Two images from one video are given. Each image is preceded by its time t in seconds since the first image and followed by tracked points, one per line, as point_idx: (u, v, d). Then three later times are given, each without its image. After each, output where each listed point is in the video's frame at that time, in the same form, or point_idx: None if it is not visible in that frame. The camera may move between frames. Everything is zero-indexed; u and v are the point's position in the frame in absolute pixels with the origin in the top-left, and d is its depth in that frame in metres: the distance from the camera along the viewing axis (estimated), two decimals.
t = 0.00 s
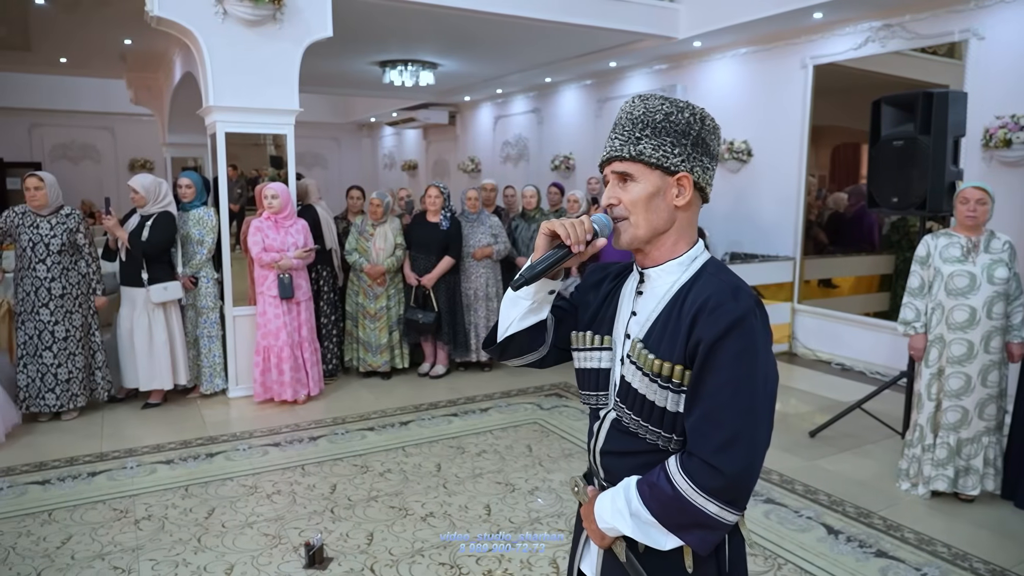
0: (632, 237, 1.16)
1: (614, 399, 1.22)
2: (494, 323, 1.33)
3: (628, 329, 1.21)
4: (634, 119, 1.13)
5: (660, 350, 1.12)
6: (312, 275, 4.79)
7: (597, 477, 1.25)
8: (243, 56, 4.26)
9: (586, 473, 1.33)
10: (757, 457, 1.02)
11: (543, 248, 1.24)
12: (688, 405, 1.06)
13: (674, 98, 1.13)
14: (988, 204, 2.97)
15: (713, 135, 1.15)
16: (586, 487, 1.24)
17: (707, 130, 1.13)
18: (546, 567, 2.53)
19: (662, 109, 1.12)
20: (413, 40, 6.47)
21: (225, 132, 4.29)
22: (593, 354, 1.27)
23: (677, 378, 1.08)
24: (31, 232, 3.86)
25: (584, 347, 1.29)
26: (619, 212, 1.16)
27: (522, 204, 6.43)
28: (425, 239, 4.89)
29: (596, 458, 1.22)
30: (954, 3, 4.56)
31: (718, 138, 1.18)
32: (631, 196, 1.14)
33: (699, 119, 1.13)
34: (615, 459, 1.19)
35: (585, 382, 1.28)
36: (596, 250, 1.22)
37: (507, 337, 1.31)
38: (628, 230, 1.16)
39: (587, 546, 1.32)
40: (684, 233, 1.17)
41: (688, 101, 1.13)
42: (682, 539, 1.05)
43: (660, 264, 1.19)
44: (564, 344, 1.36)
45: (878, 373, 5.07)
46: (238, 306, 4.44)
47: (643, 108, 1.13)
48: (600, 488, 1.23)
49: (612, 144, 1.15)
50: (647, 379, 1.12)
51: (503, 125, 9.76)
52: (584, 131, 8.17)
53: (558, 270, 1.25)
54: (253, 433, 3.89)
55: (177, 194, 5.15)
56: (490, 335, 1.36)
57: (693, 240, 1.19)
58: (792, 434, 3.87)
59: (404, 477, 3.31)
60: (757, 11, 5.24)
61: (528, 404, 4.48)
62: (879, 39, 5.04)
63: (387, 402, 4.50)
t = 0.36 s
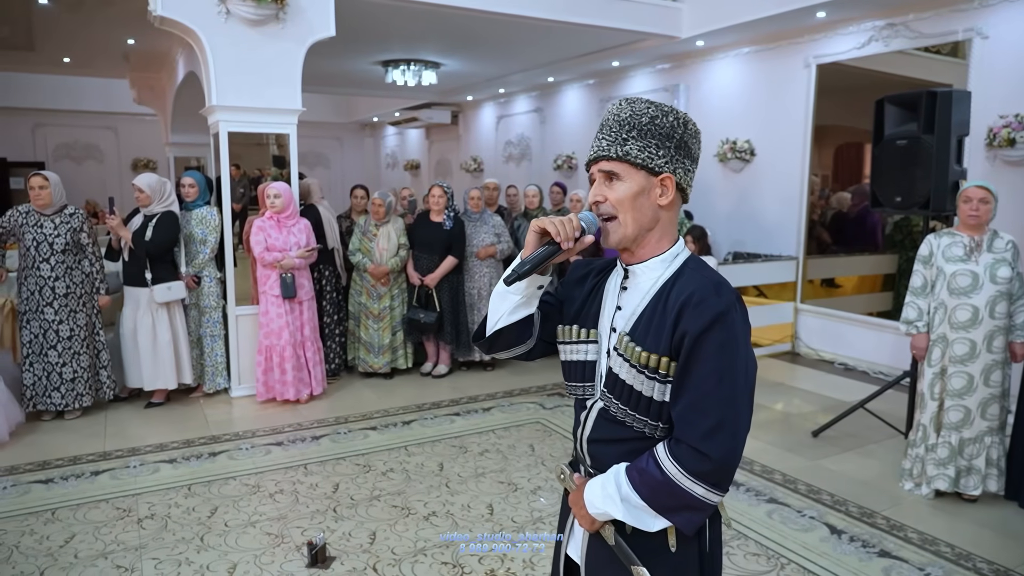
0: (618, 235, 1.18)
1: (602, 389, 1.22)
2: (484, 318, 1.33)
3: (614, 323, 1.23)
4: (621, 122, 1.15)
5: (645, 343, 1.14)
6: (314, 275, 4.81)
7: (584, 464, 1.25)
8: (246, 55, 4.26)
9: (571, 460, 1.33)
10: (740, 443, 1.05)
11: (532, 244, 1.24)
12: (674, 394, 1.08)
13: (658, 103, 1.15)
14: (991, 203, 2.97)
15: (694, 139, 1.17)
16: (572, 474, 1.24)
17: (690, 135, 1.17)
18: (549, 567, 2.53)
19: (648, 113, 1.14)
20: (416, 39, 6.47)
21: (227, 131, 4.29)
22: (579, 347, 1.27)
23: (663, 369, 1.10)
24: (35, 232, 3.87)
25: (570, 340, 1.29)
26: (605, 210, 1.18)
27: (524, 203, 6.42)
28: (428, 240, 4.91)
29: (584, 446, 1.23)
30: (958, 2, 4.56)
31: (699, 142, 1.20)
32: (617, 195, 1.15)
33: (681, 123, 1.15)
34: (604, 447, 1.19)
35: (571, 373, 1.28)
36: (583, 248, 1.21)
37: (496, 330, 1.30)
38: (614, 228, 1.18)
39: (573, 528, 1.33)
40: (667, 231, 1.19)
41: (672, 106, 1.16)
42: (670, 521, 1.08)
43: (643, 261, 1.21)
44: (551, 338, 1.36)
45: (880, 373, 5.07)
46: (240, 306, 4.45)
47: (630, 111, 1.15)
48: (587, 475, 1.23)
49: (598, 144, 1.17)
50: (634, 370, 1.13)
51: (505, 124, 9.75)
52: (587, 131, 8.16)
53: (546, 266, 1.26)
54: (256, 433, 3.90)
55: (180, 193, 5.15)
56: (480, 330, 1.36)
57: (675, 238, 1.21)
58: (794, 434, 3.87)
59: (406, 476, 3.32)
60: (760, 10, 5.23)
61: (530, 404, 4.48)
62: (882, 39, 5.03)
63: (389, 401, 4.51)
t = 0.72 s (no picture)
0: (616, 233, 1.17)
1: (597, 383, 1.22)
2: (485, 312, 1.33)
3: (613, 319, 1.22)
4: (621, 123, 1.15)
5: (639, 338, 1.13)
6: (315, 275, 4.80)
7: (579, 458, 1.25)
8: (248, 55, 4.26)
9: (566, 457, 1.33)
10: (732, 437, 1.05)
11: (533, 239, 1.25)
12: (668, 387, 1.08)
13: (657, 105, 1.15)
14: (993, 203, 2.96)
15: (693, 139, 1.17)
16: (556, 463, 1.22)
17: (689, 135, 1.16)
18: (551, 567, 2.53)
19: (647, 114, 1.14)
20: (417, 39, 6.46)
21: (229, 131, 4.29)
22: (577, 342, 1.27)
23: (657, 362, 1.10)
24: (37, 232, 3.87)
25: (569, 335, 1.29)
26: (605, 209, 1.17)
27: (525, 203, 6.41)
28: (429, 240, 4.90)
29: (580, 440, 1.23)
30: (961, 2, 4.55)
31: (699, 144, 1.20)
32: (617, 193, 1.15)
33: (680, 125, 1.15)
34: (598, 440, 1.19)
35: (569, 368, 1.28)
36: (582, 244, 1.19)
37: (497, 325, 1.30)
38: (613, 227, 1.17)
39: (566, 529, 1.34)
40: (666, 230, 1.19)
41: (671, 108, 1.16)
42: (658, 511, 1.07)
43: (641, 259, 1.20)
44: (552, 334, 1.36)
45: (883, 373, 5.07)
46: (242, 306, 4.45)
47: (629, 112, 1.14)
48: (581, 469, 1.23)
49: (599, 145, 1.17)
50: (629, 363, 1.13)
51: (506, 124, 9.75)
52: (588, 130, 8.15)
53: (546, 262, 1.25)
54: (257, 433, 3.89)
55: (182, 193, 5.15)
56: (481, 325, 1.36)
57: (674, 236, 1.21)
58: (797, 434, 3.86)
59: (408, 476, 3.31)
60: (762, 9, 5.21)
61: (532, 404, 4.48)
62: (885, 38, 5.02)
63: (391, 401, 4.50)
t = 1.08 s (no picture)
0: (616, 233, 1.17)
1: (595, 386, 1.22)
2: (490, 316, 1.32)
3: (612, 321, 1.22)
4: (621, 120, 1.14)
5: (632, 336, 1.13)
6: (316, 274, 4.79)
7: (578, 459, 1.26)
8: (249, 54, 4.25)
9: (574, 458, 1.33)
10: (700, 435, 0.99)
11: (530, 244, 1.25)
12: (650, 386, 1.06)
13: (658, 100, 1.14)
14: (998, 203, 2.95)
15: (696, 133, 1.15)
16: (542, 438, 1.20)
17: (692, 130, 1.14)
18: (554, 569, 2.51)
19: (647, 110, 1.12)
20: (419, 39, 6.45)
21: (230, 131, 4.28)
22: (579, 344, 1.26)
23: (641, 361, 1.09)
24: (38, 232, 3.86)
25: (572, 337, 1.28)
26: (605, 209, 1.16)
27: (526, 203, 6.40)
28: (430, 239, 4.89)
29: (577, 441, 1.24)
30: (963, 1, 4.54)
31: (703, 137, 1.17)
32: (616, 192, 1.14)
33: (682, 119, 1.13)
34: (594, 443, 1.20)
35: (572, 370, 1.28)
36: (580, 245, 1.22)
37: (502, 328, 1.30)
38: (613, 226, 1.17)
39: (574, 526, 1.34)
40: (668, 229, 1.18)
41: (673, 102, 1.14)
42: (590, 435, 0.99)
43: (644, 258, 1.19)
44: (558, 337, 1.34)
45: (885, 373, 5.06)
46: (243, 305, 4.44)
47: (629, 109, 1.14)
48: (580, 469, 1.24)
49: (600, 143, 1.16)
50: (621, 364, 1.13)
51: (507, 124, 9.74)
52: (589, 130, 8.14)
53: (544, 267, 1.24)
54: (258, 433, 3.89)
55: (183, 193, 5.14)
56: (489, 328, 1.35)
57: (678, 235, 1.19)
58: (799, 434, 3.85)
59: (409, 477, 3.31)
60: (764, 9, 5.20)
61: (533, 404, 4.47)
62: (887, 37, 5.01)
63: (392, 401, 4.50)
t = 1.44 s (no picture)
0: (613, 240, 1.14)
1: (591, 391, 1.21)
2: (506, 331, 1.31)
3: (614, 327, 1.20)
4: (610, 119, 1.11)
5: (617, 345, 1.11)
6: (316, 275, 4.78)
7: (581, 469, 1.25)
8: (249, 55, 4.24)
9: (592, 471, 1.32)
10: (638, 450, 0.95)
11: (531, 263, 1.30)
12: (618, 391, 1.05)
13: (649, 89, 1.09)
14: (1005, 203, 2.96)
15: (693, 122, 1.08)
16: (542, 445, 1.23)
17: (689, 119, 1.08)
18: (556, 570, 2.50)
19: (635, 103, 1.08)
20: (419, 39, 6.45)
21: (230, 131, 4.27)
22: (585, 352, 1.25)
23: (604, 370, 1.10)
24: (38, 232, 3.85)
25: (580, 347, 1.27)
26: (601, 215, 1.14)
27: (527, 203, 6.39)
28: (430, 240, 4.88)
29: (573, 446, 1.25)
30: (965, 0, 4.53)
31: (706, 123, 1.10)
32: (609, 197, 1.11)
33: (675, 108, 1.07)
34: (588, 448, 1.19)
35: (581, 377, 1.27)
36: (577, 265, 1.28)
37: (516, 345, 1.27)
38: (609, 233, 1.14)
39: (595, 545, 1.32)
40: (669, 232, 1.13)
41: (668, 91, 1.08)
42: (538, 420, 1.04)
43: (645, 264, 1.15)
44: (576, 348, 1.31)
45: (886, 374, 5.05)
46: (243, 306, 4.42)
47: (619, 105, 1.10)
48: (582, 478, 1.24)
49: (592, 144, 1.14)
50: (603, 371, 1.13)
51: (507, 124, 9.73)
52: (589, 130, 8.13)
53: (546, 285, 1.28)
54: (259, 434, 3.88)
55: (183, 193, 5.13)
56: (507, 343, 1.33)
57: (681, 237, 1.14)
58: (801, 435, 3.84)
59: (411, 478, 3.30)
60: (765, 9, 5.19)
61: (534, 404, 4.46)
62: (888, 37, 5.00)
63: (393, 402, 4.49)
